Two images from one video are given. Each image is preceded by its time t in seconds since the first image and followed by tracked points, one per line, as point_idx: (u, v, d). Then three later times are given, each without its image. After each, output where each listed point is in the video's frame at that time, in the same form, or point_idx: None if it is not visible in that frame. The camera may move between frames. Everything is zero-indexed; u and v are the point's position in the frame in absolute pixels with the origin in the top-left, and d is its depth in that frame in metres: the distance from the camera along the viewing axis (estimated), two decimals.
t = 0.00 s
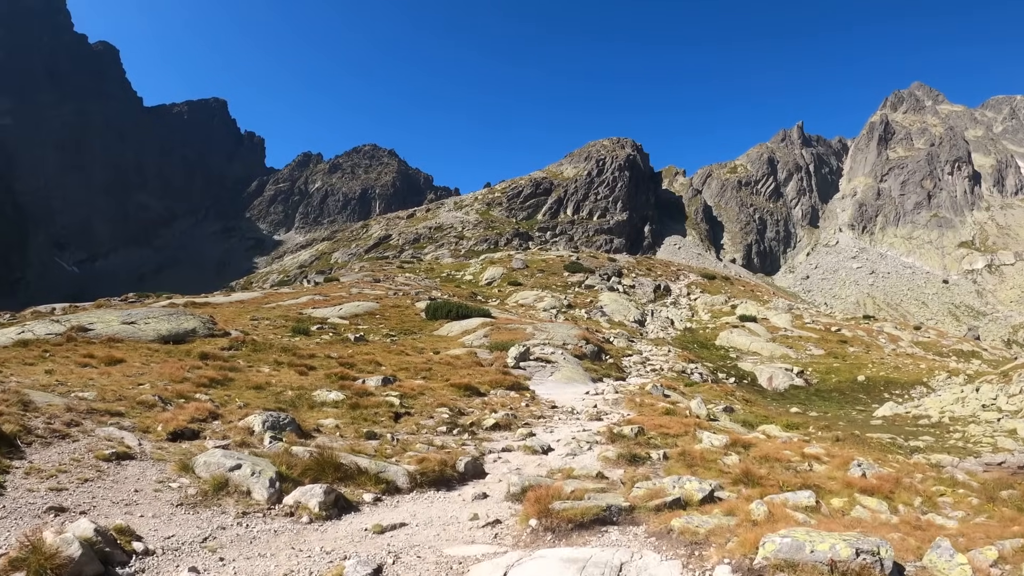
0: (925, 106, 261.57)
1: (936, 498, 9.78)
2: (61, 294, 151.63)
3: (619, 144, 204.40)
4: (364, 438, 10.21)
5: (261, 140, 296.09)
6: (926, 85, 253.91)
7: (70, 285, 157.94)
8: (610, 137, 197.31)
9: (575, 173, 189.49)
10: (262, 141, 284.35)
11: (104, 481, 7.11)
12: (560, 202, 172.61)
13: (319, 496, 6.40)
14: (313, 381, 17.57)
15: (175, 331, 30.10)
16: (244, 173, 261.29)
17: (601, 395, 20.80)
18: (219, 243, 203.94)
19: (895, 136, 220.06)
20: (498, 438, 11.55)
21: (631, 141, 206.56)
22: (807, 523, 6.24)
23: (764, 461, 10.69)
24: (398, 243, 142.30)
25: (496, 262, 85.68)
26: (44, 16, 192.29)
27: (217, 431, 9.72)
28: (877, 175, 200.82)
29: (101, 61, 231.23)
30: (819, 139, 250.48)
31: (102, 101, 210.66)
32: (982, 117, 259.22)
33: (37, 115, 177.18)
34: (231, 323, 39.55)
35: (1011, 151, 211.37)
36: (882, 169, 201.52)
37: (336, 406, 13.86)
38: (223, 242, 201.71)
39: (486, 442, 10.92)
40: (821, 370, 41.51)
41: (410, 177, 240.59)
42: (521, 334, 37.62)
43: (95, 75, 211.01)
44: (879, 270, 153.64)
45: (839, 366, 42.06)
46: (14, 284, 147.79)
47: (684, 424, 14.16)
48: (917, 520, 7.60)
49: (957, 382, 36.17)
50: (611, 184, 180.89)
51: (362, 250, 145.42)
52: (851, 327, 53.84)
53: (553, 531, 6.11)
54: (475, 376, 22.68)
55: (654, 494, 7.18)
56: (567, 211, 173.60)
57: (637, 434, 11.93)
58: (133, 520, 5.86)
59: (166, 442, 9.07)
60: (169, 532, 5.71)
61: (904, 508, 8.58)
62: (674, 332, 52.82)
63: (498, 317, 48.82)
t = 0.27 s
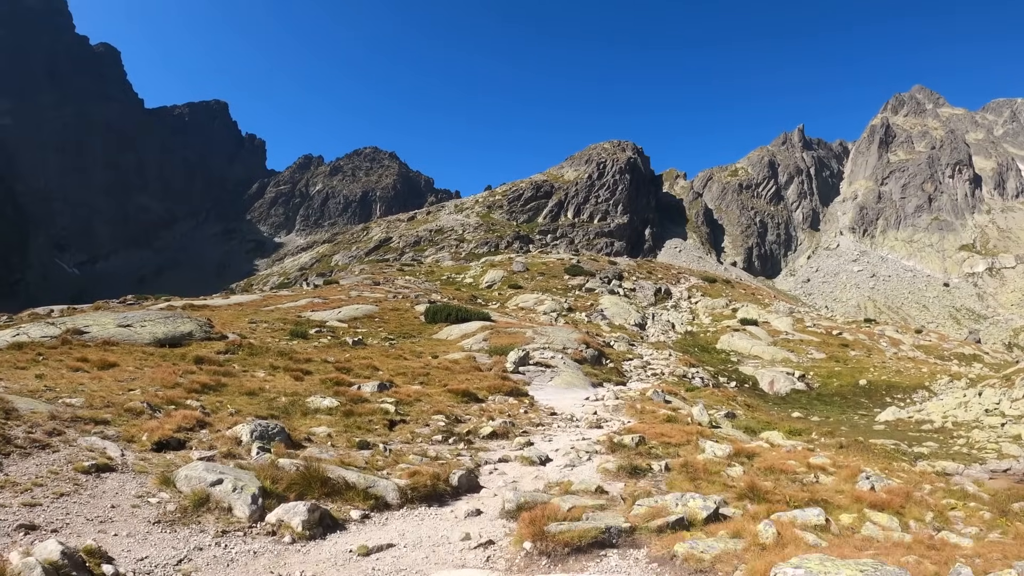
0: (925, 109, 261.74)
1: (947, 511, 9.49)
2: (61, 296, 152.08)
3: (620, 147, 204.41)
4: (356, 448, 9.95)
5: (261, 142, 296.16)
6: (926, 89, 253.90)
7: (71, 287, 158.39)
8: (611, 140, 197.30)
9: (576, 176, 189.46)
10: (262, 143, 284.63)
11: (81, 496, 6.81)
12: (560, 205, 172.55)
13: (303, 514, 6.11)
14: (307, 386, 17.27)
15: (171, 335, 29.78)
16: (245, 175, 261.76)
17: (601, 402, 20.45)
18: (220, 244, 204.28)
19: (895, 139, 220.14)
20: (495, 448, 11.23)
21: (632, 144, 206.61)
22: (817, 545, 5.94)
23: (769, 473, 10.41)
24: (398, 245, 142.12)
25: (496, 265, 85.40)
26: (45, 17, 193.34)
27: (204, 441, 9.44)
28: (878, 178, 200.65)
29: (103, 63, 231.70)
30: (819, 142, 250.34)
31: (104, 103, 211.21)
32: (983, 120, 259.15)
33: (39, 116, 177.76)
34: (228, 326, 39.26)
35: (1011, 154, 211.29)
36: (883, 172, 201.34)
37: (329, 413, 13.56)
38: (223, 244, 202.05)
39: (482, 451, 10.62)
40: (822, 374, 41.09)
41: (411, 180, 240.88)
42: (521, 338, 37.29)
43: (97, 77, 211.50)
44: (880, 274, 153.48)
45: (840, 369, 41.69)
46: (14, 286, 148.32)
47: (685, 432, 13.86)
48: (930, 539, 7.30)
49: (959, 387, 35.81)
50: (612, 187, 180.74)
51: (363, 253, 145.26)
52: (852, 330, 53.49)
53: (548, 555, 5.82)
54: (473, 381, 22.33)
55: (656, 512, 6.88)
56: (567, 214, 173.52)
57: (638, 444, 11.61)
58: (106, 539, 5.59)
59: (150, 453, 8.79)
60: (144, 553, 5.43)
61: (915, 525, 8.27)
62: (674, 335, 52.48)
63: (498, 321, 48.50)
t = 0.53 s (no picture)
0: (927, 110, 261.41)
1: (958, 520, 9.20)
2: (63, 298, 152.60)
3: (621, 148, 204.45)
4: (351, 454, 9.76)
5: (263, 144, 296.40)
6: (927, 90, 253.73)
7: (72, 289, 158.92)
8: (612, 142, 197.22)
9: (578, 177, 189.35)
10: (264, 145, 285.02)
11: (63, 504, 6.59)
12: (562, 206, 172.60)
13: (290, 525, 5.90)
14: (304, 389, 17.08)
15: (169, 337, 29.62)
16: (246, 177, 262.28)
17: (602, 405, 20.20)
18: (221, 247, 204.67)
19: (896, 141, 219.88)
20: (493, 453, 11.01)
21: (633, 146, 206.61)
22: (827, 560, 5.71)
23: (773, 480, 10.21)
24: (399, 247, 142.18)
25: (497, 266, 85.27)
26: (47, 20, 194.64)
27: (194, 447, 9.25)
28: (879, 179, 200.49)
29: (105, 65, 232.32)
30: (820, 144, 250.13)
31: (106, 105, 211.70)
32: (984, 121, 258.95)
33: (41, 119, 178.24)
34: (228, 328, 39.11)
35: (1012, 155, 211.06)
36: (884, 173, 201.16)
37: (325, 418, 13.37)
38: (225, 246, 202.48)
39: (479, 457, 10.40)
40: (825, 376, 40.65)
41: (412, 182, 241.28)
42: (522, 340, 37.10)
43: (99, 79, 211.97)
44: (882, 275, 153.27)
45: (843, 371, 41.35)
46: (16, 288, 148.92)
47: (686, 435, 13.65)
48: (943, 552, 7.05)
49: (962, 389, 35.46)
50: (613, 189, 180.62)
51: (364, 255, 145.35)
52: (854, 332, 53.22)
53: (544, 572, 5.56)
54: (473, 384, 22.08)
55: (657, 524, 6.65)
56: (569, 216, 173.49)
57: (639, 449, 11.39)
58: (84, 551, 5.39)
59: (138, 459, 8.60)
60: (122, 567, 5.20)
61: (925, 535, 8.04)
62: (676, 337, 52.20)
63: (498, 323, 48.28)
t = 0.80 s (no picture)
0: (929, 111, 260.82)
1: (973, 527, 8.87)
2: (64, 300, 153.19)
3: (623, 150, 204.13)
4: (344, 458, 9.55)
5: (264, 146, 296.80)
6: (929, 91, 252.89)
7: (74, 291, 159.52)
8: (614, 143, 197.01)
9: (580, 179, 189.00)
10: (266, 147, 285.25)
11: (42, 510, 6.36)
12: (563, 208, 172.41)
13: (274, 534, 5.65)
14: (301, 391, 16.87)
15: (168, 339, 29.44)
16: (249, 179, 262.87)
17: (603, 407, 19.89)
18: (223, 248, 205.08)
19: (898, 142, 219.44)
20: (491, 458, 10.78)
21: (635, 147, 206.36)
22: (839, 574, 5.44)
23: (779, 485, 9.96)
24: (401, 249, 142.00)
25: (499, 268, 84.98)
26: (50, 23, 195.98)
27: (183, 451, 9.04)
28: (881, 179, 199.81)
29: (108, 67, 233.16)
30: (822, 144, 249.43)
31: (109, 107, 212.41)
32: (986, 121, 258.00)
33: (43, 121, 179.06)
34: (228, 330, 38.97)
35: (1015, 155, 210.20)
36: (886, 174, 200.55)
37: (321, 420, 13.15)
38: (227, 248, 202.80)
39: (477, 462, 10.14)
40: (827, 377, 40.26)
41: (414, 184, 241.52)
42: (523, 341, 36.81)
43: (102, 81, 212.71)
44: (884, 276, 152.63)
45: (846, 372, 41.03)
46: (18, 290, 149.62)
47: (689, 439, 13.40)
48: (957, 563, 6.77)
49: (966, 389, 35.03)
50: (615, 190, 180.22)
51: (366, 256, 145.18)
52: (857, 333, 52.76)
53: None
54: (473, 386, 21.78)
55: (659, 535, 6.37)
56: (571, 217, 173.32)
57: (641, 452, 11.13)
58: (57, 562, 5.16)
59: (124, 464, 8.40)
60: None
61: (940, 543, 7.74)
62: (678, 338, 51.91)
63: (499, 324, 47.98)
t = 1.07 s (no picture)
0: (932, 110, 259.75)
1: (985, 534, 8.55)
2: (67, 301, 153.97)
3: (625, 150, 203.94)
4: (337, 465, 9.33)
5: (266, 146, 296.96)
6: (932, 90, 251.96)
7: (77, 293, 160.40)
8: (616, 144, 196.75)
9: (582, 179, 188.89)
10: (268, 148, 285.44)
11: (18, 519, 6.10)
12: (565, 209, 172.30)
13: (254, 548, 5.38)
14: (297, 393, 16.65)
15: (166, 340, 29.31)
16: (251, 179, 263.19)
17: (604, 409, 19.58)
18: (225, 249, 205.45)
19: (901, 141, 218.58)
20: (489, 463, 10.50)
21: (637, 147, 206.28)
22: None
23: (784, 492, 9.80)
24: (403, 249, 141.92)
25: (501, 268, 84.76)
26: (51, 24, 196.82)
27: (171, 457, 8.82)
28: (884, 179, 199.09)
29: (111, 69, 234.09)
30: (824, 145, 248.73)
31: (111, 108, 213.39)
32: (989, 120, 256.82)
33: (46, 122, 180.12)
34: (227, 331, 38.82)
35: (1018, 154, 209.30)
36: (889, 174, 199.74)
37: (315, 424, 12.91)
38: (229, 249, 203.19)
39: (474, 467, 9.89)
40: (831, 378, 40.17)
41: (416, 184, 241.74)
42: (524, 342, 36.56)
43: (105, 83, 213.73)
44: (887, 276, 152.02)
45: (849, 373, 40.78)
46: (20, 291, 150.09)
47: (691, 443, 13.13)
48: None
49: (969, 391, 34.77)
50: (618, 191, 179.80)
51: (368, 257, 145.14)
52: (860, 333, 52.31)
53: None
54: (472, 388, 21.49)
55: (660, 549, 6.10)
56: (573, 218, 173.29)
57: (642, 458, 10.83)
58: None
59: (110, 469, 8.19)
60: None
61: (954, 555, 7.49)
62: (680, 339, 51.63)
63: (501, 325, 47.76)
